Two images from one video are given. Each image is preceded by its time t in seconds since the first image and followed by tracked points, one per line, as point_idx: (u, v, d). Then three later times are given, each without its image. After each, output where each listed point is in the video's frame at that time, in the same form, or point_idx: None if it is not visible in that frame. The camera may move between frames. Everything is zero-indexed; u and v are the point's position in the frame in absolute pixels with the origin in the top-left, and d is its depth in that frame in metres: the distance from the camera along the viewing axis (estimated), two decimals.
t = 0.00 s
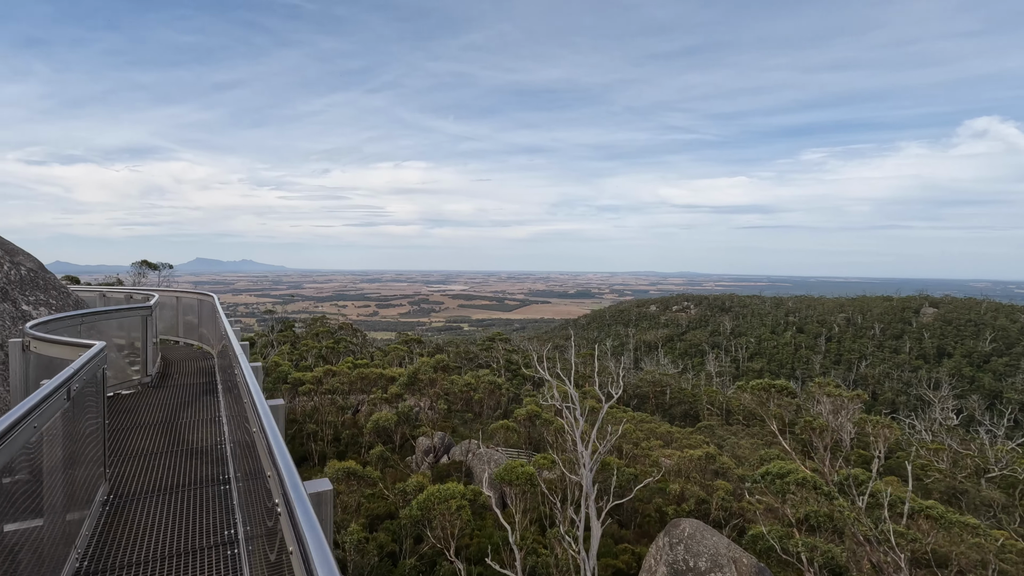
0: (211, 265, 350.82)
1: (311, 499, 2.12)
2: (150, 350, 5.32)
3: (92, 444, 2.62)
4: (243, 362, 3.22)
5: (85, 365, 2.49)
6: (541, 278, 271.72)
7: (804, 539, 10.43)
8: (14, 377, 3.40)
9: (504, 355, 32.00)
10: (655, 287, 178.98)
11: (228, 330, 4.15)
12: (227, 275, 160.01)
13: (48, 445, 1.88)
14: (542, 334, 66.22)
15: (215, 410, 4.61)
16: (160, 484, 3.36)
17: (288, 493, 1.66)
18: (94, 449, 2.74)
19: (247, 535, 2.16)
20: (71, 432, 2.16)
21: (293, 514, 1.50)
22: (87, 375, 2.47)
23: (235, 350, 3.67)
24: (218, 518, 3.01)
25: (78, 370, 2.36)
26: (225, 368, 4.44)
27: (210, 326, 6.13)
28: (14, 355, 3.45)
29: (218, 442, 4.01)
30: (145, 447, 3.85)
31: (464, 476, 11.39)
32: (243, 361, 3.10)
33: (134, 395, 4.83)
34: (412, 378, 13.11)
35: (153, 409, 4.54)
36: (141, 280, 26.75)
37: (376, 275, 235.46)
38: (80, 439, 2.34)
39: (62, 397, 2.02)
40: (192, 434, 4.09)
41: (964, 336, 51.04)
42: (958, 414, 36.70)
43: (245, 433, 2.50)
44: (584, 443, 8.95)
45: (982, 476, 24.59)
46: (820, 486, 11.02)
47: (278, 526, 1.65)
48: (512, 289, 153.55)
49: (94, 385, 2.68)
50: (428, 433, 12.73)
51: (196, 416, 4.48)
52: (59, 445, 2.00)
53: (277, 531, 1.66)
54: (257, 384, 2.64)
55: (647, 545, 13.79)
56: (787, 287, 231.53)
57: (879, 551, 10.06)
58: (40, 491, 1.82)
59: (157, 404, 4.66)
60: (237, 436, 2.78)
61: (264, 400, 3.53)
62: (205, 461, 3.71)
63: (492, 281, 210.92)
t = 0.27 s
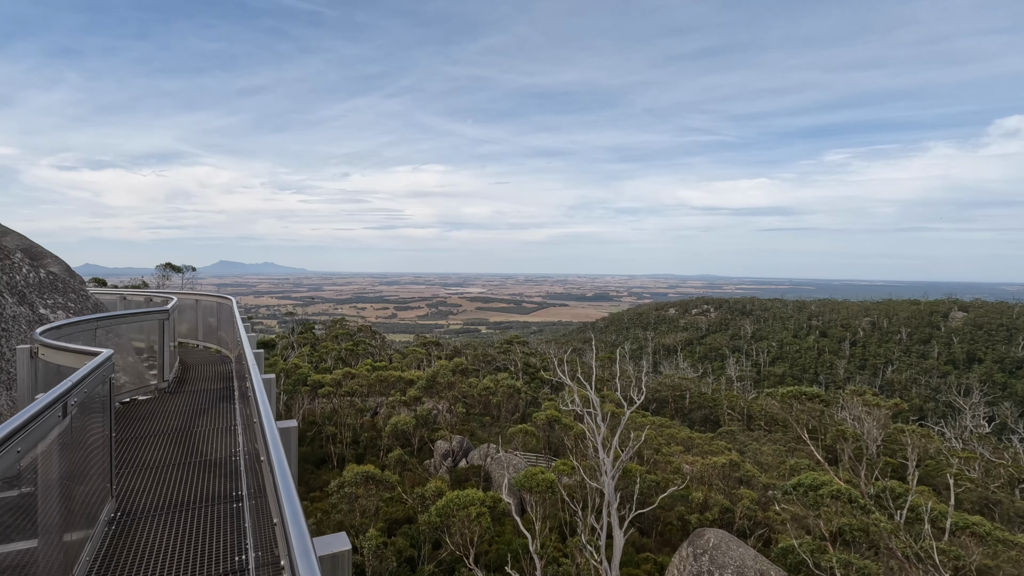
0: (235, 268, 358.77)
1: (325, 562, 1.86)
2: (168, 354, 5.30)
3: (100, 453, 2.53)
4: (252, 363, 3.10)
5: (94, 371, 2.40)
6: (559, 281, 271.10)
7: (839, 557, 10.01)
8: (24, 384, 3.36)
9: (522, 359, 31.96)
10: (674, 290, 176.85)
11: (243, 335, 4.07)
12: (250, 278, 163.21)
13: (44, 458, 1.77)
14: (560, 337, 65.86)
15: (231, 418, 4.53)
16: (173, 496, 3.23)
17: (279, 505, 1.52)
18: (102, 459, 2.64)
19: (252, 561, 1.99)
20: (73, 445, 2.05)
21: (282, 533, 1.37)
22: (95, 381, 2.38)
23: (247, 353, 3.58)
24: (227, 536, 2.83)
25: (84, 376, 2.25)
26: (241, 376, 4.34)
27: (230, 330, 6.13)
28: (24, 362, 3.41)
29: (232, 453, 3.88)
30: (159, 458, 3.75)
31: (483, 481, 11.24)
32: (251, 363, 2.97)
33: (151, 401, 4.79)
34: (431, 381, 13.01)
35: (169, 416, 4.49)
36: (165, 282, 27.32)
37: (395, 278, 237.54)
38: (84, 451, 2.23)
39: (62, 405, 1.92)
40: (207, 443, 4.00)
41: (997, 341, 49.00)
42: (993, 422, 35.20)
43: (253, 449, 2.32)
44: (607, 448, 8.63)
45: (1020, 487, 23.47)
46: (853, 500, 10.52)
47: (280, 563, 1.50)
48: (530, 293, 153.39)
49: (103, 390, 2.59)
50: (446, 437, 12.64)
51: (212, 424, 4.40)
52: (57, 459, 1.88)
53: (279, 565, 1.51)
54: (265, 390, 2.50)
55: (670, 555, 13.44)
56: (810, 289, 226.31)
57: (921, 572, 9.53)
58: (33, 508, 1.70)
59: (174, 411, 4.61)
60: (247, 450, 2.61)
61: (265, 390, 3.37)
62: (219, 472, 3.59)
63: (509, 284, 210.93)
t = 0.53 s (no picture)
0: (257, 272, 365.90)
1: None
2: (186, 359, 5.27)
3: (110, 468, 2.43)
4: (267, 372, 3.01)
5: (106, 382, 2.31)
6: (576, 284, 269.88)
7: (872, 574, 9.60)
8: (34, 393, 3.25)
9: (538, 362, 31.76)
10: (693, 294, 174.36)
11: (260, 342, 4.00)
12: (271, 282, 166.15)
13: (46, 477, 1.66)
14: (577, 341, 65.40)
15: (248, 427, 4.45)
16: (186, 515, 3.11)
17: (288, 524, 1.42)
18: (114, 476, 2.53)
19: None
20: (80, 462, 1.94)
21: (289, 561, 1.26)
22: (107, 393, 2.29)
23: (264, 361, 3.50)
24: (241, 560, 2.67)
25: (96, 388, 2.16)
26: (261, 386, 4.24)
27: (249, 336, 6.11)
28: (33, 370, 3.29)
29: (249, 468, 3.76)
30: (174, 472, 3.64)
31: (502, 487, 11.09)
32: (267, 374, 2.86)
33: (169, 409, 4.75)
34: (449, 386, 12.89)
35: (187, 425, 4.43)
36: (188, 286, 27.83)
37: (413, 281, 239.28)
38: (92, 468, 2.12)
39: (70, 421, 1.81)
40: (224, 454, 3.91)
41: None
42: None
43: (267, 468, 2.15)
44: (629, 456, 8.33)
45: None
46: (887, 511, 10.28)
47: None
48: (547, 296, 152.90)
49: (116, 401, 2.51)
50: (464, 441, 12.49)
51: (230, 434, 4.32)
52: (62, 480, 1.77)
53: None
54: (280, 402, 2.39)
55: (693, 566, 13.06)
56: (834, 293, 220.83)
57: None
58: (33, 532, 1.59)
59: (192, 419, 4.55)
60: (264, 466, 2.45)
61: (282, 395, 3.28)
62: (234, 487, 3.49)
63: (526, 287, 210.28)
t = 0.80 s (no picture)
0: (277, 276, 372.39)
1: None
2: (205, 365, 5.26)
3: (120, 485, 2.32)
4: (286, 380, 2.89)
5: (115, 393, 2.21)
6: (592, 288, 268.56)
7: None
8: (44, 404, 3.13)
9: (555, 366, 31.56)
10: (711, 298, 171.95)
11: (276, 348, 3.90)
12: (291, 285, 168.74)
13: (45, 503, 1.54)
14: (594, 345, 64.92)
15: (266, 438, 4.35)
16: (200, 534, 3.00)
17: (304, 564, 1.30)
18: (124, 497, 2.43)
19: None
20: (86, 481, 1.84)
21: None
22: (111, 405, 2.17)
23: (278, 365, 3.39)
24: None
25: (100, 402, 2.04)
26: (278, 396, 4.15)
27: (267, 340, 6.06)
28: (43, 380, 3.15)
29: (265, 483, 3.66)
30: (190, 486, 3.56)
31: (520, 493, 10.90)
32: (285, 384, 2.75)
33: (185, 418, 4.69)
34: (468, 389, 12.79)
35: (203, 435, 4.34)
36: (210, 289, 28.31)
37: (431, 285, 240.52)
38: (100, 485, 2.01)
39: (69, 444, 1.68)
40: (240, 468, 3.80)
41: None
42: None
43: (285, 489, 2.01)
44: (652, 464, 8.08)
45: None
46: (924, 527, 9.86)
47: None
48: (563, 300, 152.39)
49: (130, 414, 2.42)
50: (482, 446, 12.37)
51: (246, 446, 4.21)
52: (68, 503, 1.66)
53: None
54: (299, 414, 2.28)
55: None
56: (858, 296, 215.38)
57: None
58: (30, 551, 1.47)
59: (207, 429, 4.47)
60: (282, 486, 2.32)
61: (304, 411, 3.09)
62: (251, 505, 3.36)
63: (542, 291, 210.07)
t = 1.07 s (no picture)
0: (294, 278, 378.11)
1: None
2: (221, 373, 5.21)
3: (126, 506, 2.22)
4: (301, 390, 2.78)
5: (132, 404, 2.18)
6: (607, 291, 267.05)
7: None
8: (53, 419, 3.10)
9: (571, 370, 31.30)
10: (728, 301, 169.59)
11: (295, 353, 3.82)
12: (308, 288, 170.87)
13: (35, 547, 1.39)
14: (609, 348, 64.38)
15: (282, 451, 4.23)
16: (212, 558, 2.84)
17: None
18: (129, 524, 2.27)
19: None
20: (89, 502, 1.73)
21: None
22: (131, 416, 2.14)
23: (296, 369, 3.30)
24: None
25: (117, 415, 1.96)
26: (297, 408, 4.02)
27: (285, 346, 6.01)
28: (52, 395, 3.13)
29: (283, 500, 3.50)
30: (205, 503, 3.42)
31: (538, 499, 10.76)
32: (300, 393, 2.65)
33: (201, 428, 4.63)
34: (485, 393, 12.72)
35: (218, 447, 4.25)
36: (228, 292, 28.70)
37: (445, 288, 241.29)
38: (101, 517, 1.86)
39: (66, 475, 1.54)
40: (255, 483, 3.67)
41: None
42: None
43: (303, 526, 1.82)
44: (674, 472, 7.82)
45: None
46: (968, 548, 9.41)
47: None
48: (577, 303, 151.68)
49: (142, 430, 2.35)
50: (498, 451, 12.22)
51: (261, 459, 4.09)
52: (65, 526, 1.55)
53: None
54: (318, 432, 2.15)
55: None
56: (880, 300, 210.20)
57: None
58: None
59: (224, 440, 4.39)
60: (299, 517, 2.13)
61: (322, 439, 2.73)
62: (267, 526, 3.19)
63: (557, 294, 209.62)
